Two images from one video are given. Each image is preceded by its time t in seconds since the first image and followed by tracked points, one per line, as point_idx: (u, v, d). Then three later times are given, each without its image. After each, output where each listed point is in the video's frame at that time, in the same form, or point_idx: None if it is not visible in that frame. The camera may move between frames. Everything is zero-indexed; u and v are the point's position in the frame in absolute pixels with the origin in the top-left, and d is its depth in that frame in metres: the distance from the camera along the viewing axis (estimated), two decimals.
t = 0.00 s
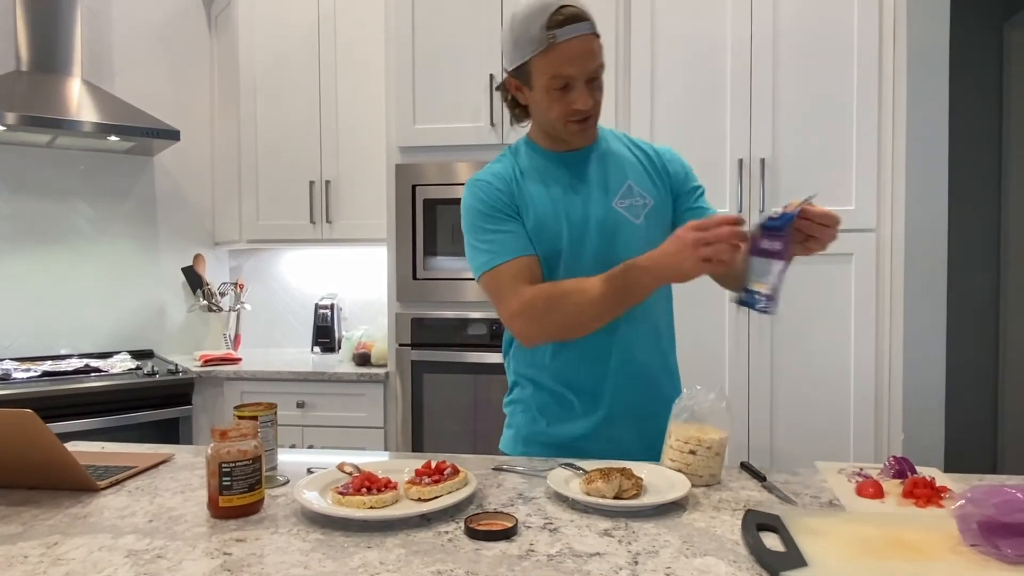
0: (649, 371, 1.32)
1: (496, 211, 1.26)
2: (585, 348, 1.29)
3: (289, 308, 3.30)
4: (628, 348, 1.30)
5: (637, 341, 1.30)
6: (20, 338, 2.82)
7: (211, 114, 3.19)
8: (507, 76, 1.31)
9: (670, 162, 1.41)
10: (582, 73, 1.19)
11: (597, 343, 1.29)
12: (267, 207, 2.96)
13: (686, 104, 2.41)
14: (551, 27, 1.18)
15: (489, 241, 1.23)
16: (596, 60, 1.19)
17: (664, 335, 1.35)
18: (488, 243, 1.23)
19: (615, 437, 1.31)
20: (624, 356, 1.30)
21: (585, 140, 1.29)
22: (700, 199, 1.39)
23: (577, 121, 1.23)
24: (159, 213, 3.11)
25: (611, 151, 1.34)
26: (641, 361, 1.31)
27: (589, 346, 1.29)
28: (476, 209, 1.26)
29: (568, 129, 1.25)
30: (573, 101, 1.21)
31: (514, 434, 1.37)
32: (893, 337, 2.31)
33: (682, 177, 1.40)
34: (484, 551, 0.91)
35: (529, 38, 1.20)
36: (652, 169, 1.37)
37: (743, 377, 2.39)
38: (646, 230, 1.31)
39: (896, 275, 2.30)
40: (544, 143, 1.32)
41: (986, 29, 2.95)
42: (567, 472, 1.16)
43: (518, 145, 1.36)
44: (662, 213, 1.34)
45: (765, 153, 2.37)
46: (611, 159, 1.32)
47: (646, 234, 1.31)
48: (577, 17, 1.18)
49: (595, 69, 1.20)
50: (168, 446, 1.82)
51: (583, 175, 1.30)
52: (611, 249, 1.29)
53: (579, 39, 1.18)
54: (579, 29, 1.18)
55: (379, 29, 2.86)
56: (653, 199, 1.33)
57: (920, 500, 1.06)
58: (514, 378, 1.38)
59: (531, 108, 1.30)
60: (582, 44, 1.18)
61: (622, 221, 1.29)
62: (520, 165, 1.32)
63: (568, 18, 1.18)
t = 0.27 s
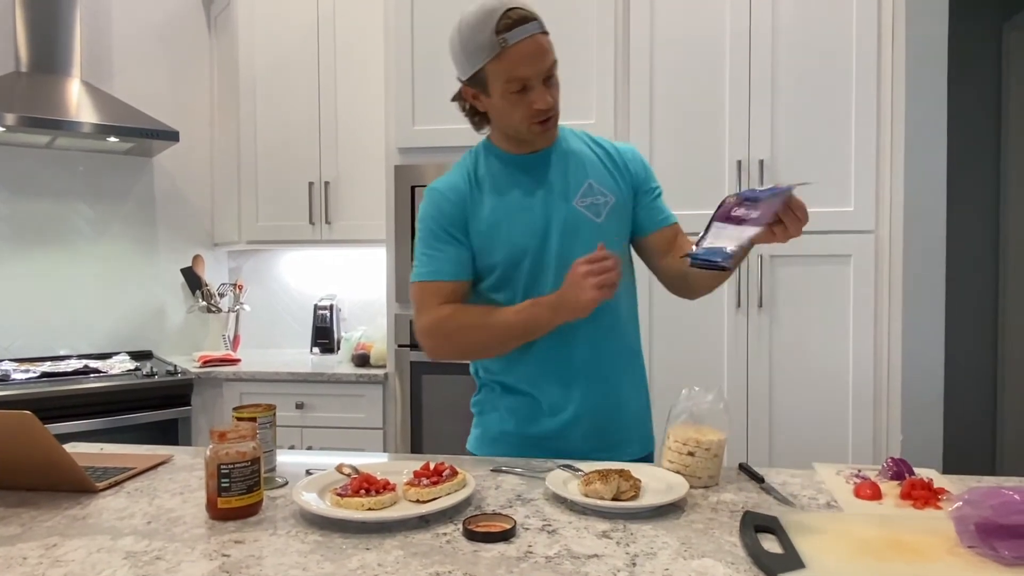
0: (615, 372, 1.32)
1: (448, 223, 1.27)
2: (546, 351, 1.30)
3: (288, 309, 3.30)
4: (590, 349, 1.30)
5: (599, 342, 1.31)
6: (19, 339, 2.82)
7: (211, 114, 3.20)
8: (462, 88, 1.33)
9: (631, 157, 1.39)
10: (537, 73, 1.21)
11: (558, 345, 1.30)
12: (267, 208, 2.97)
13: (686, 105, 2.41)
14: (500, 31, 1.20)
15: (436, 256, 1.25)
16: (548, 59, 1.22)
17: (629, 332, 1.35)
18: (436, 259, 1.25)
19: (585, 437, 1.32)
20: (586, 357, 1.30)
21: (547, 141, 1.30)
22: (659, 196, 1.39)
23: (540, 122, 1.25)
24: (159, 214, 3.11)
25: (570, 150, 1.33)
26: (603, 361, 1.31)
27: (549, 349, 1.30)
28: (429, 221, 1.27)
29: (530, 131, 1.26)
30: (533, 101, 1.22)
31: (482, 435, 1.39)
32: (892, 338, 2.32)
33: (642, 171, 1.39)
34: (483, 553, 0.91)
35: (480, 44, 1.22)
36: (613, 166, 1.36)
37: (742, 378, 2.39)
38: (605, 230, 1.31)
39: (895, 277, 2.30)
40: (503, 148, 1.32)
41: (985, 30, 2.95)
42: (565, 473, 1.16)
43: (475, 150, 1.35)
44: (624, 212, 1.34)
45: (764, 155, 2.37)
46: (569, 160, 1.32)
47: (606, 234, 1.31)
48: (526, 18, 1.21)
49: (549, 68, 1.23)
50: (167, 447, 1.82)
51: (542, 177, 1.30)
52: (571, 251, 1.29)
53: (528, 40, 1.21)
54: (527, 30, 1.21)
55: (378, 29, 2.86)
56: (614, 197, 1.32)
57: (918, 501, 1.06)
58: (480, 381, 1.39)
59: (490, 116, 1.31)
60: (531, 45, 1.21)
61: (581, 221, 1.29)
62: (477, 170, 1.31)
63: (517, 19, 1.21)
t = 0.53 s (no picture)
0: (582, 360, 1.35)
1: (410, 231, 1.33)
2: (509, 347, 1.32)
3: (289, 309, 3.30)
4: (557, 339, 1.33)
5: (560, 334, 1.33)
6: (19, 339, 2.82)
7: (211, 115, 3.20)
8: (421, 91, 1.37)
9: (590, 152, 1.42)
10: (493, 70, 1.26)
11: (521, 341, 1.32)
12: (267, 208, 2.96)
13: (686, 106, 2.42)
14: (456, 30, 1.25)
15: (398, 265, 1.31)
16: (504, 57, 1.27)
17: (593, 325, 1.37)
18: (397, 267, 1.31)
19: (553, 430, 1.33)
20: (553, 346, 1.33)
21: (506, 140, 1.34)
22: (626, 183, 1.41)
23: (500, 119, 1.28)
24: (159, 214, 3.11)
25: (530, 148, 1.37)
26: (571, 350, 1.34)
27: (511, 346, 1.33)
28: (391, 230, 1.32)
29: (490, 129, 1.29)
30: (493, 98, 1.26)
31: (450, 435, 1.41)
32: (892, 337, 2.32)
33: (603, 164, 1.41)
34: (484, 552, 0.91)
35: (437, 44, 1.27)
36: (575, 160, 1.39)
37: (743, 378, 2.40)
38: (566, 224, 1.33)
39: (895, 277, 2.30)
40: (462, 150, 1.36)
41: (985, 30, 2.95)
42: (566, 473, 1.16)
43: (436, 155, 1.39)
44: (588, 202, 1.36)
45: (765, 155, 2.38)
46: (529, 157, 1.35)
47: (565, 229, 1.33)
48: (480, 17, 1.27)
49: (505, 66, 1.28)
50: (167, 446, 1.82)
51: (502, 176, 1.33)
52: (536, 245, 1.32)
53: (483, 39, 1.26)
54: (482, 29, 1.26)
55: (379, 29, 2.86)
56: (576, 189, 1.35)
57: (919, 501, 1.06)
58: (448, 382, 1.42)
59: (449, 117, 1.34)
60: (486, 44, 1.26)
61: (544, 216, 1.32)
62: (437, 174, 1.36)
63: (472, 18, 1.26)
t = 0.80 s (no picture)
0: (551, 362, 1.35)
1: (385, 229, 1.30)
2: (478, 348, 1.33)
3: (289, 309, 3.30)
4: (527, 342, 1.34)
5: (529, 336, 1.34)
6: (20, 338, 2.82)
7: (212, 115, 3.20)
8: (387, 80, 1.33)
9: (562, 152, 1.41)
10: (442, 83, 1.20)
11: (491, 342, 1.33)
12: (268, 208, 2.97)
13: (688, 107, 2.42)
14: (407, 38, 1.19)
15: (373, 263, 1.29)
16: (457, 69, 1.20)
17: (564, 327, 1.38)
18: (373, 265, 1.29)
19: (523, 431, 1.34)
20: (522, 349, 1.33)
21: (464, 143, 1.31)
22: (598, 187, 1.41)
23: (449, 129, 1.25)
24: (160, 214, 3.11)
25: (501, 149, 1.35)
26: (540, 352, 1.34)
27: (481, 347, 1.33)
28: (365, 228, 1.30)
29: (440, 135, 1.27)
30: (440, 110, 1.22)
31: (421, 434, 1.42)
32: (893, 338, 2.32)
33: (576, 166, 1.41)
34: (485, 552, 0.91)
35: (389, 49, 1.21)
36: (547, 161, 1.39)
37: (744, 378, 2.40)
38: (537, 227, 1.34)
39: (896, 278, 2.30)
40: (427, 149, 1.34)
41: (985, 32, 2.95)
42: (567, 473, 1.16)
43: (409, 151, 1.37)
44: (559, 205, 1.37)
45: (766, 155, 2.38)
46: (501, 158, 1.34)
47: (537, 231, 1.34)
48: (433, 24, 1.18)
49: (457, 78, 1.21)
50: (168, 446, 1.82)
51: (474, 177, 1.33)
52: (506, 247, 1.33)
53: (434, 49, 1.18)
54: (432, 39, 1.18)
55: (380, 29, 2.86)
56: (548, 192, 1.35)
57: (919, 501, 1.07)
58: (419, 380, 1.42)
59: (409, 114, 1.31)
60: (436, 55, 1.18)
61: (514, 219, 1.33)
62: (410, 173, 1.34)
63: (424, 27, 1.18)
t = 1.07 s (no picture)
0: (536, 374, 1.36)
1: (384, 221, 1.30)
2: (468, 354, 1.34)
3: (290, 308, 3.31)
4: (515, 353, 1.35)
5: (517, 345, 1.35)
6: (21, 338, 2.82)
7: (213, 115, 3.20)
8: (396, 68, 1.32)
9: (564, 163, 1.41)
10: (440, 91, 1.20)
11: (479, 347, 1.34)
12: (269, 207, 2.97)
13: (689, 107, 2.42)
14: (410, 40, 1.18)
15: (368, 255, 1.29)
16: (456, 79, 1.19)
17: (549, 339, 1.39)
18: (369, 257, 1.28)
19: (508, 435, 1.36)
20: (503, 355, 1.35)
21: (461, 147, 1.31)
22: (594, 209, 1.42)
23: (445, 133, 1.26)
24: (161, 213, 3.11)
25: (506, 153, 1.35)
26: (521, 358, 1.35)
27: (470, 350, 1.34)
28: (363, 218, 1.30)
29: (436, 137, 1.28)
30: (436, 116, 1.23)
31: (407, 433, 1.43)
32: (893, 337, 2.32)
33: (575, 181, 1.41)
34: (487, 552, 0.91)
35: (393, 47, 1.20)
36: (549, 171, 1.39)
37: (745, 378, 2.40)
38: (533, 236, 1.34)
39: (897, 278, 2.30)
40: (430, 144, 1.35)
41: (986, 32, 2.95)
42: (568, 473, 1.16)
43: (416, 146, 1.37)
44: (557, 216, 1.37)
45: (767, 155, 2.38)
46: (504, 164, 1.35)
47: (532, 240, 1.34)
48: (438, 30, 1.17)
49: (456, 87, 1.20)
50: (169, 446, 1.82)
51: (474, 179, 1.33)
52: (500, 252, 1.33)
53: (436, 56, 1.17)
54: (436, 45, 1.17)
55: (381, 29, 2.86)
56: (549, 202, 1.35)
57: (920, 502, 1.07)
58: (406, 379, 1.42)
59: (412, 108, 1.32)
60: (438, 61, 1.17)
61: (511, 224, 1.33)
62: (412, 169, 1.34)
63: (427, 32, 1.17)
